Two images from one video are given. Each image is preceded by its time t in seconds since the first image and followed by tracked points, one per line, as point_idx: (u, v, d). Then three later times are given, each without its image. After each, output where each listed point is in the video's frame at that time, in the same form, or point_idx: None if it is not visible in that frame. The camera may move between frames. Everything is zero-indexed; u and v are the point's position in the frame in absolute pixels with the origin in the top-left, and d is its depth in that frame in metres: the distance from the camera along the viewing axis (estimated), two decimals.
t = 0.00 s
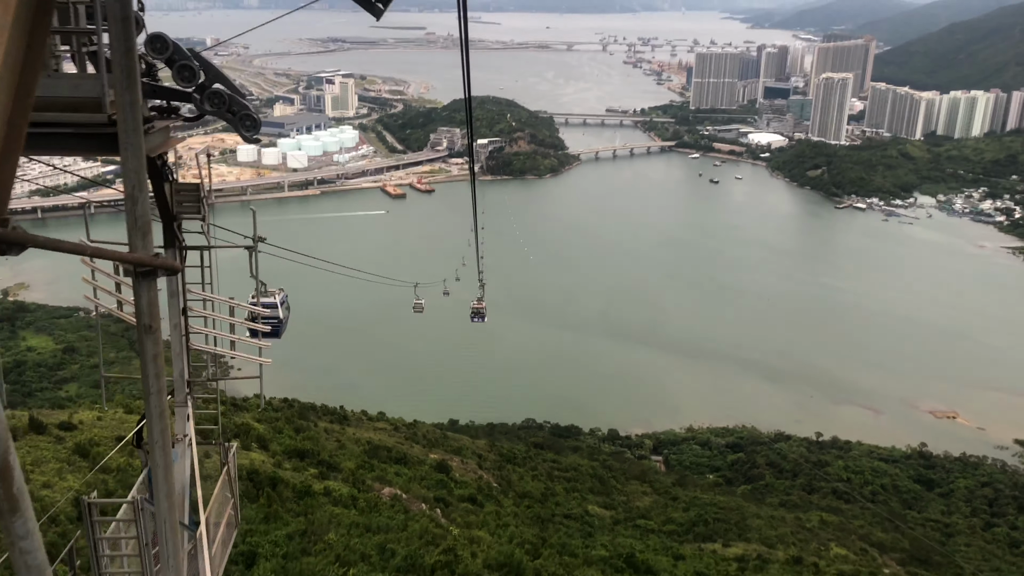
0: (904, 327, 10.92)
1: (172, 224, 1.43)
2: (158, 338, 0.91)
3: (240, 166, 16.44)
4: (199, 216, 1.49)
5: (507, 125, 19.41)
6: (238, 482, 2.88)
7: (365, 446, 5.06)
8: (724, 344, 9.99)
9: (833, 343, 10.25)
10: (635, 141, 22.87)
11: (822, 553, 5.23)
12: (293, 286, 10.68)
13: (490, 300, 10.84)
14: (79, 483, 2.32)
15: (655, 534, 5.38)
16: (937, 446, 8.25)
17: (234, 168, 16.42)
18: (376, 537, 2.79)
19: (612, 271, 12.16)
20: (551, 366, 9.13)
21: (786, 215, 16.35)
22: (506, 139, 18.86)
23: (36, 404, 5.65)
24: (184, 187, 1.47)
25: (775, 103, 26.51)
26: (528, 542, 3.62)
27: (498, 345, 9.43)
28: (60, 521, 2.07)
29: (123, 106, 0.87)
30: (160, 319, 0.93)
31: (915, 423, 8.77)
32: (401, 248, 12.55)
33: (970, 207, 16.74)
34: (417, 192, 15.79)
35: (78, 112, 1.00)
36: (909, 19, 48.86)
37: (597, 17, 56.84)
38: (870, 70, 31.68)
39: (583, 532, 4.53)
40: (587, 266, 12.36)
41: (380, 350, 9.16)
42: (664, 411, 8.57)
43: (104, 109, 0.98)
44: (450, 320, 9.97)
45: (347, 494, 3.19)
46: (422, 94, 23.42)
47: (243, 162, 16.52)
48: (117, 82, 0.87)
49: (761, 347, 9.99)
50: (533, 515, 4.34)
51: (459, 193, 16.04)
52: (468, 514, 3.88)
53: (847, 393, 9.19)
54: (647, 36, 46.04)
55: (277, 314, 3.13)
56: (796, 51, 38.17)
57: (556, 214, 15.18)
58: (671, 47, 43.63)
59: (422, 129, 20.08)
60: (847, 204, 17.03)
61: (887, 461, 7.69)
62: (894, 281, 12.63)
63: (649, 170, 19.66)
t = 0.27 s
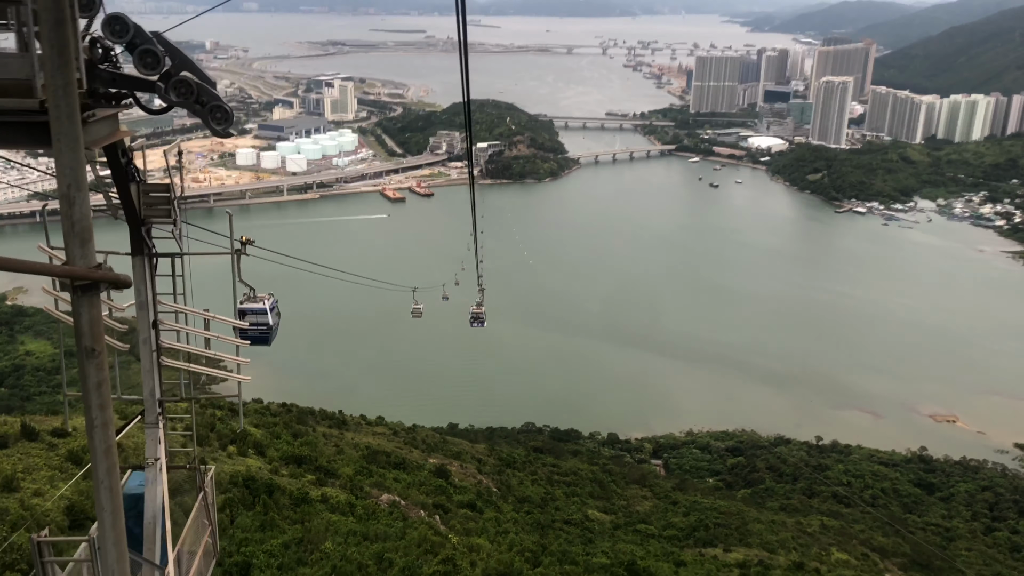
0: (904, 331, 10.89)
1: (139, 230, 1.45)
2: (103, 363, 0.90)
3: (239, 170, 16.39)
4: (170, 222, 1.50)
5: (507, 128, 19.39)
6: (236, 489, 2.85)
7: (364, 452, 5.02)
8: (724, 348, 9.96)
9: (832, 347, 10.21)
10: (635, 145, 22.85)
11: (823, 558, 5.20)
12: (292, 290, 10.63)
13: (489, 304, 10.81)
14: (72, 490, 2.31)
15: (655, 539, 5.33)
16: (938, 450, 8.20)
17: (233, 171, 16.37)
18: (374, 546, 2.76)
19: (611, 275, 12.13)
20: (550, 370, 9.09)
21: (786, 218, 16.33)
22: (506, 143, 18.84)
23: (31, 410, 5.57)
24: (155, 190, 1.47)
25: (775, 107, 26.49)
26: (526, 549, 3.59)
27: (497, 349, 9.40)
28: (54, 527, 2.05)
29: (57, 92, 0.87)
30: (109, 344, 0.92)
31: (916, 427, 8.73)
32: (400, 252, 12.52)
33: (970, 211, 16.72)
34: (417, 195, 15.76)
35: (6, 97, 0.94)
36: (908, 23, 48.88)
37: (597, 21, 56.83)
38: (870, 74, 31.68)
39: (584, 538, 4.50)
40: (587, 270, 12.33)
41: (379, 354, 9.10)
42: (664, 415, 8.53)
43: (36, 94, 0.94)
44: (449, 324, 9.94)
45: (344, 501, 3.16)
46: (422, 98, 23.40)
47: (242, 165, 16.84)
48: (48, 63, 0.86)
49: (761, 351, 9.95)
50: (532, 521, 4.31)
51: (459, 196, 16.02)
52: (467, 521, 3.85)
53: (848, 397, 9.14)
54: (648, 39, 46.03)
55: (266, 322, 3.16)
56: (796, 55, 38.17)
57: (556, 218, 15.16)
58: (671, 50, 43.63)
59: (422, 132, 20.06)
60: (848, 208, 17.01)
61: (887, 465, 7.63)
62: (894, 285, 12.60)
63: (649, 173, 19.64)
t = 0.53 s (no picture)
0: (903, 334, 10.85)
1: (101, 231, 1.56)
2: (22, 391, 1.13)
3: (238, 174, 16.36)
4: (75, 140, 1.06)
5: (505, 132, 19.35)
6: (232, 496, 2.80)
7: (363, 457, 4.96)
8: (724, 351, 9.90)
9: (833, 351, 10.15)
10: (633, 148, 22.81)
11: (825, 564, 5.15)
12: (291, 293, 10.59)
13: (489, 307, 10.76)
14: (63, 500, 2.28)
15: (656, 545, 5.28)
16: (939, 453, 8.13)
17: (232, 175, 16.35)
18: (371, 556, 2.71)
19: (611, 278, 12.09)
20: (550, 373, 9.03)
21: (785, 221, 16.30)
22: (504, 146, 18.80)
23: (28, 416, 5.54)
24: (120, 187, 1.59)
25: (774, 110, 26.49)
26: (526, 558, 3.54)
27: (497, 353, 9.34)
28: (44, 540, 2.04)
29: None
30: (27, 371, 1.14)
31: (916, 430, 8.66)
32: (399, 254, 12.45)
33: (969, 214, 16.69)
34: (416, 199, 15.73)
35: None
36: (905, 26, 48.91)
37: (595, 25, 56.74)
38: (868, 77, 31.67)
39: (585, 545, 4.45)
40: (586, 273, 12.29)
41: (377, 357, 9.05)
42: (664, 418, 8.47)
43: None
44: (448, 327, 9.88)
45: (342, 508, 3.11)
46: (421, 102, 23.39)
47: (242, 168, 16.78)
48: None
49: (761, 354, 9.90)
50: (533, 528, 4.26)
51: (458, 199, 15.97)
52: (466, 528, 3.80)
53: (848, 400, 9.07)
54: (646, 42, 45.91)
55: (257, 327, 3.09)
56: (794, 58, 38.16)
57: (555, 221, 15.11)
58: (669, 54, 43.59)
59: (421, 136, 20.01)
60: (846, 211, 16.99)
61: (889, 469, 7.55)
62: (894, 288, 12.55)
63: (647, 176, 19.59)
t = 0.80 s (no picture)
0: (906, 336, 10.78)
1: (57, 227, 1.64)
2: None
3: (239, 176, 16.36)
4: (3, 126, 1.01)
5: (506, 133, 19.32)
6: (229, 502, 2.76)
7: (364, 460, 4.94)
8: (727, 353, 9.84)
9: (836, 353, 10.09)
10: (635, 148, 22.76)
11: (828, 566, 5.12)
12: (292, 296, 10.56)
13: (490, 309, 10.72)
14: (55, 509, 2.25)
15: (659, 548, 5.25)
16: (943, 456, 8.07)
17: (234, 177, 16.35)
18: (372, 563, 2.68)
19: (613, 279, 12.04)
20: (552, 375, 8.99)
21: (788, 222, 16.24)
22: (506, 148, 18.77)
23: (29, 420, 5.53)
24: (78, 182, 1.63)
25: (776, 111, 26.46)
26: (528, 563, 3.50)
27: (499, 355, 9.30)
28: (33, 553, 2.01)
29: None
30: None
31: (921, 432, 8.59)
32: (401, 256, 12.42)
33: (972, 214, 16.63)
34: (417, 201, 15.72)
35: None
36: (907, 26, 48.79)
37: (597, 25, 56.67)
38: (870, 77, 31.60)
39: (587, 549, 4.41)
40: (589, 275, 12.25)
41: (378, 360, 9.01)
42: (666, 420, 8.41)
43: None
44: (450, 329, 9.84)
45: (342, 514, 3.07)
46: (423, 103, 23.39)
47: (243, 170, 16.67)
48: None
49: (764, 356, 9.84)
50: (535, 532, 4.23)
51: (459, 201, 15.95)
52: (468, 533, 3.77)
53: (852, 402, 9.01)
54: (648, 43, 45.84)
55: (246, 333, 3.22)
56: (797, 59, 38.08)
57: (557, 223, 15.07)
58: (671, 54, 43.52)
59: (422, 137, 19.99)
60: (849, 212, 16.94)
61: (892, 471, 7.49)
62: (898, 289, 12.48)
63: (649, 177, 19.55)
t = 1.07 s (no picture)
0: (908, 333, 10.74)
1: None
2: None
3: (239, 178, 16.37)
4: None
5: (506, 133, 19.31)
6: (226, 508, 2.76)
7: (365, 462, 4.93)
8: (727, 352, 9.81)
9: (837, 351, 10.06)
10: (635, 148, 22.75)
11: (830, 565, 5.11)
12: (292, 298, 10.55)
13: (490, 309, 10.70)
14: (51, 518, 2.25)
15: (661, 548, 5.24)
16: (945, 452, 8.02)
17: (234, 179, 16.35)
18: (371, 569, 2.64)
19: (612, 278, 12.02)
20: (552, 375, 8.95)
21: (788, 220, 16.22)
22: (505, 148, 18.76)
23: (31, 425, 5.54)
24: (21, 172, 1.37)
25: (776, 109, 26.44)
26: (530, 567, 3.47)
27: (499, 355, 9.27)
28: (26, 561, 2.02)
29: None
30: None
31: (922, 430, 8.55)
32: (401, 257, 12.41)
33: (972, 211, 16.60)
34: (417, 202, 15.71)
35: None
36: (906, 24, 48.74)
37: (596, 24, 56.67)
38: (870, 75, 31.57)
39: (589, 550, 4.39)
40: (589, 274, 12.22)
41: (378, 361, 8.99)
42: (666, 419, 8.38)
43: None
44: (450, 330, 9.82)
45: (341, 518, 3.05)
46: (422, 104, 23.40)
47: (243, 172, 16.67)
48: None
49: (764, 355, 9.81)
50: (537, 533, 4.21)
51: (459, 201, 15.95)
52: (469, 535, 3.75)
53: (853, 401, 8.97)
54: (647, 42, 45.83)
55: (232, 337, 3.27)
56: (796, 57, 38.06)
57: (557, 223, 15.05)
58: (670, 53, 43.50)
59: (422, 138, 19.99)
60: (849, 210, 16.93)
61: (894, 468, 7.45)
62: (898, 287, 12.45)
63: (649, 177, 19.55)
